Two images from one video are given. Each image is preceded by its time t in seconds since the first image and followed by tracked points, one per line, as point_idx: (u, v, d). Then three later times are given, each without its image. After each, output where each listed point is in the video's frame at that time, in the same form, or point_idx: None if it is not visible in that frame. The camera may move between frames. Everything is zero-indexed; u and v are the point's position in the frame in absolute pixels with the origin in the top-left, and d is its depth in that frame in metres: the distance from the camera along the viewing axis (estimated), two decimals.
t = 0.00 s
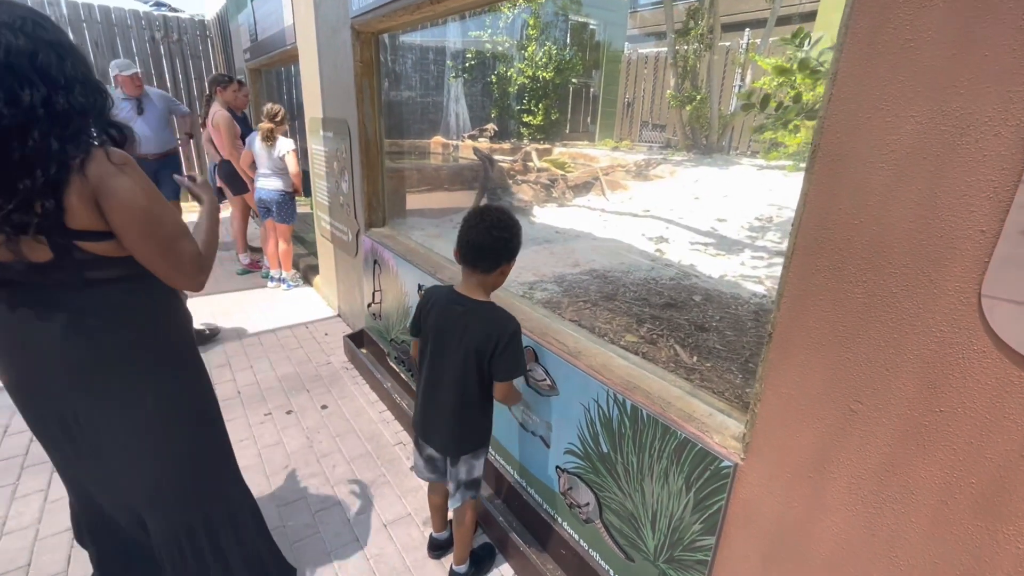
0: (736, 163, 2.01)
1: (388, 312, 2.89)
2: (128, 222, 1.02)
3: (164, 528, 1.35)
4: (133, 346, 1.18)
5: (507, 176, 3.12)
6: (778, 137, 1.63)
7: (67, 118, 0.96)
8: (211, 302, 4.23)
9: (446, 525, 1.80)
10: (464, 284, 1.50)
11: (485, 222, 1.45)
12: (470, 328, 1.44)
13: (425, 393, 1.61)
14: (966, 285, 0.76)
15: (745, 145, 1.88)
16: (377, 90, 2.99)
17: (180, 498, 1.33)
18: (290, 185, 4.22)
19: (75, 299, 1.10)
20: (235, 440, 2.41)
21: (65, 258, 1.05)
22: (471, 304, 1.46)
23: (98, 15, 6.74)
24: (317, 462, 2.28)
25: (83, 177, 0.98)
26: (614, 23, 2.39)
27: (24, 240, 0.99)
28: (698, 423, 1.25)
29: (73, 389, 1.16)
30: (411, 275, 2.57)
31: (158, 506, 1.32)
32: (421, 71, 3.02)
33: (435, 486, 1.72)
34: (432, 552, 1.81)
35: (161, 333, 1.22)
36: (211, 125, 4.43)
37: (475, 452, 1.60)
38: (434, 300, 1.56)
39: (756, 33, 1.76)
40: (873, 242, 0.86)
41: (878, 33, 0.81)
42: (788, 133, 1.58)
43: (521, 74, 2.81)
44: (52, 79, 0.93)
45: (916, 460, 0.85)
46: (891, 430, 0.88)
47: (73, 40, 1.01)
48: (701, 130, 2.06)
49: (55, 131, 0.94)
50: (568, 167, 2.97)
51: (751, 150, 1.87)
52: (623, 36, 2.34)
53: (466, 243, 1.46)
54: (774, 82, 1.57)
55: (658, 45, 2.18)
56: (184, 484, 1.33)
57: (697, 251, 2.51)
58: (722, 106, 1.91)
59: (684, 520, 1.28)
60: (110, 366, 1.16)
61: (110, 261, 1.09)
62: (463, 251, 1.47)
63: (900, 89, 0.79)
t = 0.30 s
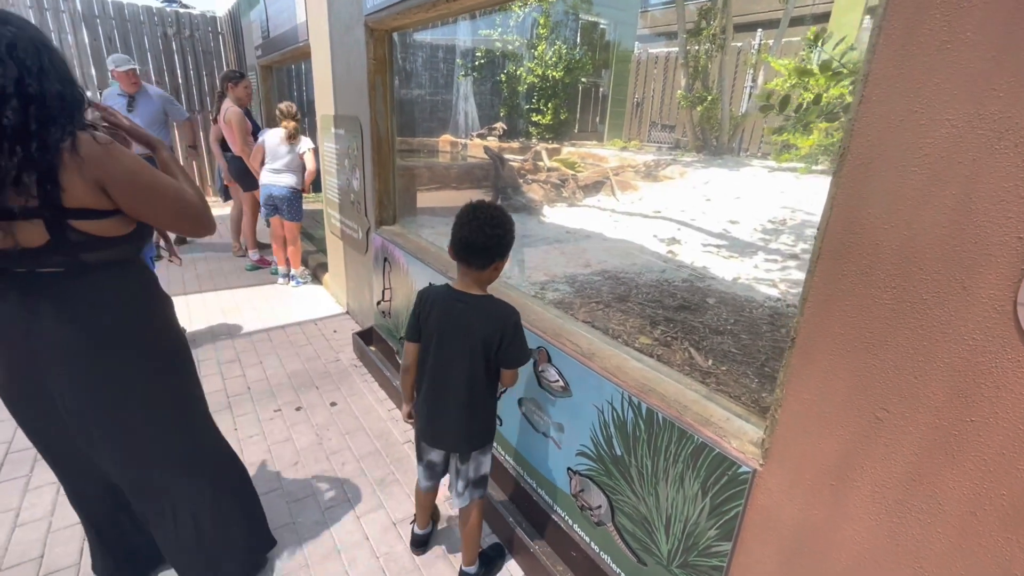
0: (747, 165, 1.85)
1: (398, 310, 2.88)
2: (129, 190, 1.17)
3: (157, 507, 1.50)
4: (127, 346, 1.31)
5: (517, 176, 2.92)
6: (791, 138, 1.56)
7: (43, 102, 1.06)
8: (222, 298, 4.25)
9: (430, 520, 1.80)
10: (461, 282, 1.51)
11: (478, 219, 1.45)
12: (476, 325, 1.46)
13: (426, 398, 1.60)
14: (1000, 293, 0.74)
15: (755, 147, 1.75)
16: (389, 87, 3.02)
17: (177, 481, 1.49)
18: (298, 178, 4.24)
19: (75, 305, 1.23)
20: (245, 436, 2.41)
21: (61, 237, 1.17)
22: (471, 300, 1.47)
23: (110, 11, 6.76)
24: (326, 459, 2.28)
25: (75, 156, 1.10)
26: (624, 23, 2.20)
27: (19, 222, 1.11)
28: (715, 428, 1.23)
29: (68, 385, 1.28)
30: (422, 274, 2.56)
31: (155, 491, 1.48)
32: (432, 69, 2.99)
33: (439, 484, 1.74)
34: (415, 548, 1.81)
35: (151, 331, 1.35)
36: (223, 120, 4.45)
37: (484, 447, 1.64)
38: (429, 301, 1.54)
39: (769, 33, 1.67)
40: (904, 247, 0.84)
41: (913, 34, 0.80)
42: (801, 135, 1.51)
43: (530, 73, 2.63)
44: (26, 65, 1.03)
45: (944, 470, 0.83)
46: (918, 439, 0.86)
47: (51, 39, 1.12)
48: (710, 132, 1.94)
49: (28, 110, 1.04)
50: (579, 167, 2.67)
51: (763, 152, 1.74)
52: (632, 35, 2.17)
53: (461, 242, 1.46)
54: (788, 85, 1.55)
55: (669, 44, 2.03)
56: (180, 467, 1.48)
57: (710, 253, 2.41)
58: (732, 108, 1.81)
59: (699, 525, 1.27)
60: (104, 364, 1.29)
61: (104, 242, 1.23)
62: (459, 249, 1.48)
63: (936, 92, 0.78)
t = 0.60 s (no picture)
0: (757, 171, 1.77)
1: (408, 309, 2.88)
2: (163, 177, 1.40)
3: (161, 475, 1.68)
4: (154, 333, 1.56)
5: (528, 177, 2.93)
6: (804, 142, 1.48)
7: (79, 90, 1.27)
8: (232, 294, 4.26)
9: (440, 519, 1.81)
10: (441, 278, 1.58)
11: (449, 210, 1.53)
12: (469, 314, 1.54)
13: (433, 395, 1.63)
14: None
15: (765, 152, 1.68)
16: (403, 87, 3.02)
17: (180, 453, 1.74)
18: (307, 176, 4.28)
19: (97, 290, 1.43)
20: (256, 433, 2.42)
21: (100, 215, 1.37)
22: (460, 289, 1.54)
23: (125, 6, 6.82)
24: (337, 457, 2.28)
25: (119, 138, 1.33)
26: (635, 25, 2.17)
27: (65, 195, 1.31)
28: (733, 435, 1.23)
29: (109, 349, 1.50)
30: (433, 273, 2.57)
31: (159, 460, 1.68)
32: (443, 69, 2.97)
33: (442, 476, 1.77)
34: (425, 547, 1.81)
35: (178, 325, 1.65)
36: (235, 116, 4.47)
37: (492, 429, 1.70)
38: (423, 302, 1.55)
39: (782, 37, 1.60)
40: (936, 256, 0.83)
41: (951, 43, 0.79)
42: (816, 140, 1.44)
43: (540, 74, 2.63)
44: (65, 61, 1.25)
45: (973, 483, 0.82)
46: (946, 451, 0.85)
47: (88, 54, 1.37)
48: (722, 138, 1.89)
49: (64, 96, 1.24)
50: (590, 169, 2.64)
51: (772, 157, 1.68)
52: (643, 38, 2.12)
53: (435, 237, 1.53)
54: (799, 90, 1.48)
55: (680, 47, 1.99)
56: (185, 440, 1.75)
57: (722, 257, 2.44)
58: (744, 111, 1.76)
59: (716, 532, 1.26)
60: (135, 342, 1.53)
61: (133, 224, 1.43)
62: (433, 244, 1.55)
63: (976, 100, 0.77)
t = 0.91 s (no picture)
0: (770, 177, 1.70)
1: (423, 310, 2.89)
2: (209, 174, 1.65)
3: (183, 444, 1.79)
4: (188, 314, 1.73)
5: (543, 181, 2.88)
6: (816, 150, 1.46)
7: (155, 97, 1.45)
8: (246, 291, 4.30)
9: (457, 520, 1.82)
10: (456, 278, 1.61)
11: (451, 210, 1.58)
12: (491, 310, 1.58)
13: (458, 396, 1.64)
14: None
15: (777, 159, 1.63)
16: (424, 89, 3.04)
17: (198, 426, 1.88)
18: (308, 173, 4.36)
19: (143, 265, 1.56)
20: (273, 429, 2.44)
21: (153, 200, 1.54)
22: (480, 284, 1.59)
23: (144, 4, 6.89)
24: (353, 456, 2.29)
25: (181, 140, 1.55)
26: (647, 30, 2.07)
27: (127, 179, 1.48)
28: (761, 444, 1.23)
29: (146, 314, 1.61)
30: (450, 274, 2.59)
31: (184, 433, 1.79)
32: (456, 71, 2.99)
33: (463, 478, 1.78)
34: (441, 548, 1.82)
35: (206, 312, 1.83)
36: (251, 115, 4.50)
37: (511, 426, 1.74)
38: (444, 304, 1.56)
39: (796, 44, 1.53)
40: (977, 271, 0.83)
41: (1000, 59, 0.79)
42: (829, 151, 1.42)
43: (552, 77, 2.58)
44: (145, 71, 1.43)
45: (1011, 499, 0.82)
46: (984, 466, 0.85)
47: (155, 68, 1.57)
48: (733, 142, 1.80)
49: (142, 100, 1.42)
50: (602, 173, 2.56)
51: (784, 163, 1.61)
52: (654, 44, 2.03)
53: (441, 236, 1.58)
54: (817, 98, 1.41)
55: (693, 53, 1.89)
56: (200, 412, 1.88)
57: (740, 265, 2.24)
58: (758, 116, 1.67)
59: (741, 540, 1.27)
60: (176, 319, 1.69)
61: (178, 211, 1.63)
62: (441, 245, 1.59)
63: None
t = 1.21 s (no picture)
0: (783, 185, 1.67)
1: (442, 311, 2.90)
2: (237, 160, 1.79)
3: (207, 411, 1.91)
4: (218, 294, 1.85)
5: (560, 184, 2.77)
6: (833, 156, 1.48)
7: (187, 91, 1.59)
8: (262, 289, 4.32)
9: (479, 522, 1.82)
10: (485, 279, 1.61)
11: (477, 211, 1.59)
12: (521, 309, 1.58)
13: (486, 395, 1.64)
14: None
15: (791, 163, 1.62)
16: (446, 91, 3.05)
17: (221, 397, 2.02)
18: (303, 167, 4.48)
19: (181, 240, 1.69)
20: (292, 426, 2.46)
21: (192, 182, 1.67)
22: (509, 285, 1.59)
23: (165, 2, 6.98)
24: (372, 455, 2.29)
25: (212, 129, 1.70)
26: (660, 35, 2.03)
27: (171, 164, 1.59)
28: (796, 452, 1.22)
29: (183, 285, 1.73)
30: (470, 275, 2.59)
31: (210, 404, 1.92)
32: (473, 74, 3.03)
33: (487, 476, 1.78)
34: (463, 549, 1.82)
35: (232, 293, 1.95)
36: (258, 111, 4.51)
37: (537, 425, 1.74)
38: (474, 303, 1.56)
39: (813, 51, 1.51)
40: None
41: None
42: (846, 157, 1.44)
43: (567, 80, 2.53)
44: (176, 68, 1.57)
45: None
46: None
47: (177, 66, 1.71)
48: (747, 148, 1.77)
49: (176, 93, 1.56)
50: (619, 177, 2.43)
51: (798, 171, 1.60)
52: (668, 49, 2.01)
53: (467, 236, 1.58)
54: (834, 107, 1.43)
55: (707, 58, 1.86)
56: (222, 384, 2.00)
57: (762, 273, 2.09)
58: (772, 122, 1.66)
59: (774, 549, 1.26)
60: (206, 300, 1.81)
61: (211, 194, 1.76)
62: (469, 246, 1.59)
63: None
